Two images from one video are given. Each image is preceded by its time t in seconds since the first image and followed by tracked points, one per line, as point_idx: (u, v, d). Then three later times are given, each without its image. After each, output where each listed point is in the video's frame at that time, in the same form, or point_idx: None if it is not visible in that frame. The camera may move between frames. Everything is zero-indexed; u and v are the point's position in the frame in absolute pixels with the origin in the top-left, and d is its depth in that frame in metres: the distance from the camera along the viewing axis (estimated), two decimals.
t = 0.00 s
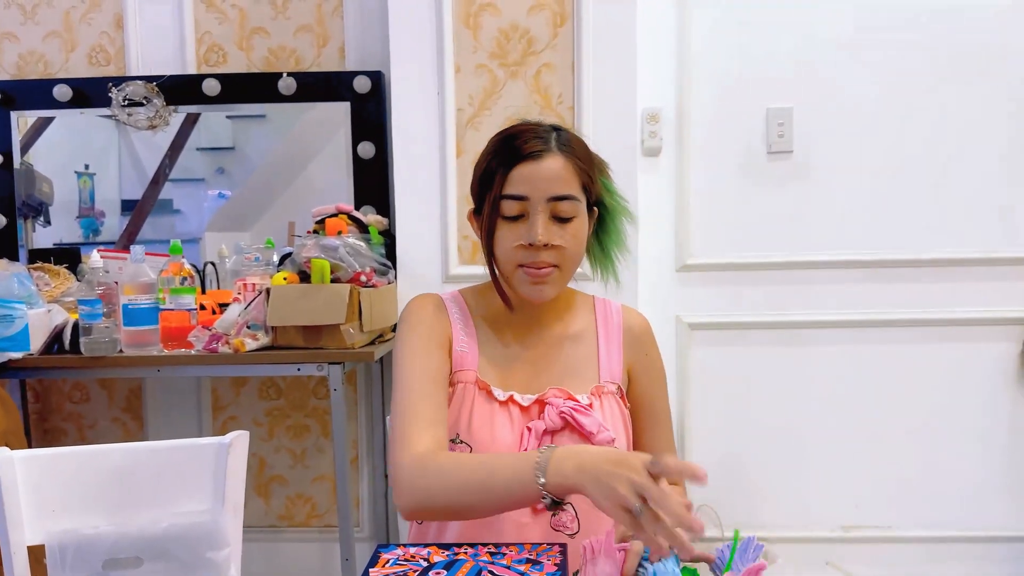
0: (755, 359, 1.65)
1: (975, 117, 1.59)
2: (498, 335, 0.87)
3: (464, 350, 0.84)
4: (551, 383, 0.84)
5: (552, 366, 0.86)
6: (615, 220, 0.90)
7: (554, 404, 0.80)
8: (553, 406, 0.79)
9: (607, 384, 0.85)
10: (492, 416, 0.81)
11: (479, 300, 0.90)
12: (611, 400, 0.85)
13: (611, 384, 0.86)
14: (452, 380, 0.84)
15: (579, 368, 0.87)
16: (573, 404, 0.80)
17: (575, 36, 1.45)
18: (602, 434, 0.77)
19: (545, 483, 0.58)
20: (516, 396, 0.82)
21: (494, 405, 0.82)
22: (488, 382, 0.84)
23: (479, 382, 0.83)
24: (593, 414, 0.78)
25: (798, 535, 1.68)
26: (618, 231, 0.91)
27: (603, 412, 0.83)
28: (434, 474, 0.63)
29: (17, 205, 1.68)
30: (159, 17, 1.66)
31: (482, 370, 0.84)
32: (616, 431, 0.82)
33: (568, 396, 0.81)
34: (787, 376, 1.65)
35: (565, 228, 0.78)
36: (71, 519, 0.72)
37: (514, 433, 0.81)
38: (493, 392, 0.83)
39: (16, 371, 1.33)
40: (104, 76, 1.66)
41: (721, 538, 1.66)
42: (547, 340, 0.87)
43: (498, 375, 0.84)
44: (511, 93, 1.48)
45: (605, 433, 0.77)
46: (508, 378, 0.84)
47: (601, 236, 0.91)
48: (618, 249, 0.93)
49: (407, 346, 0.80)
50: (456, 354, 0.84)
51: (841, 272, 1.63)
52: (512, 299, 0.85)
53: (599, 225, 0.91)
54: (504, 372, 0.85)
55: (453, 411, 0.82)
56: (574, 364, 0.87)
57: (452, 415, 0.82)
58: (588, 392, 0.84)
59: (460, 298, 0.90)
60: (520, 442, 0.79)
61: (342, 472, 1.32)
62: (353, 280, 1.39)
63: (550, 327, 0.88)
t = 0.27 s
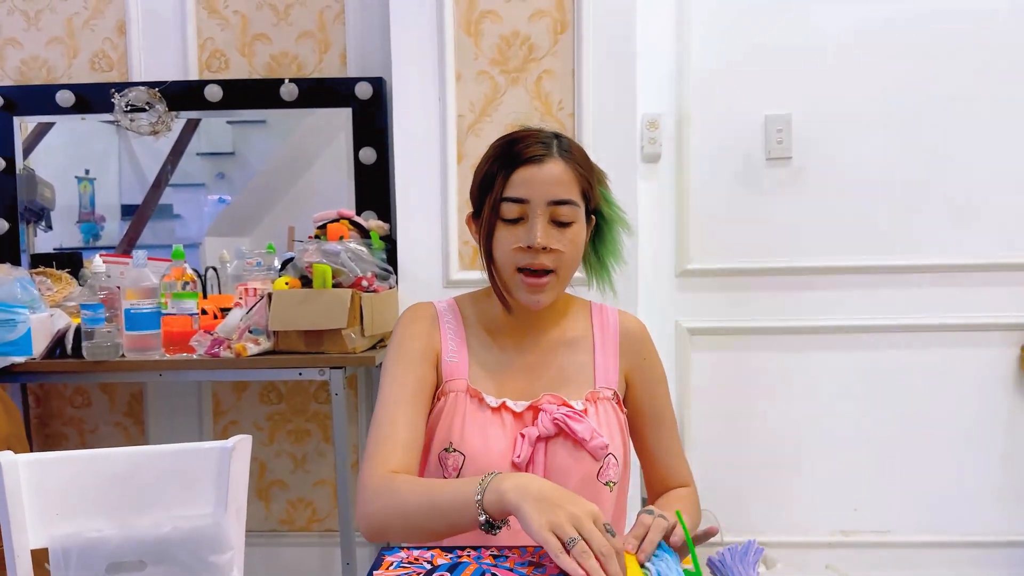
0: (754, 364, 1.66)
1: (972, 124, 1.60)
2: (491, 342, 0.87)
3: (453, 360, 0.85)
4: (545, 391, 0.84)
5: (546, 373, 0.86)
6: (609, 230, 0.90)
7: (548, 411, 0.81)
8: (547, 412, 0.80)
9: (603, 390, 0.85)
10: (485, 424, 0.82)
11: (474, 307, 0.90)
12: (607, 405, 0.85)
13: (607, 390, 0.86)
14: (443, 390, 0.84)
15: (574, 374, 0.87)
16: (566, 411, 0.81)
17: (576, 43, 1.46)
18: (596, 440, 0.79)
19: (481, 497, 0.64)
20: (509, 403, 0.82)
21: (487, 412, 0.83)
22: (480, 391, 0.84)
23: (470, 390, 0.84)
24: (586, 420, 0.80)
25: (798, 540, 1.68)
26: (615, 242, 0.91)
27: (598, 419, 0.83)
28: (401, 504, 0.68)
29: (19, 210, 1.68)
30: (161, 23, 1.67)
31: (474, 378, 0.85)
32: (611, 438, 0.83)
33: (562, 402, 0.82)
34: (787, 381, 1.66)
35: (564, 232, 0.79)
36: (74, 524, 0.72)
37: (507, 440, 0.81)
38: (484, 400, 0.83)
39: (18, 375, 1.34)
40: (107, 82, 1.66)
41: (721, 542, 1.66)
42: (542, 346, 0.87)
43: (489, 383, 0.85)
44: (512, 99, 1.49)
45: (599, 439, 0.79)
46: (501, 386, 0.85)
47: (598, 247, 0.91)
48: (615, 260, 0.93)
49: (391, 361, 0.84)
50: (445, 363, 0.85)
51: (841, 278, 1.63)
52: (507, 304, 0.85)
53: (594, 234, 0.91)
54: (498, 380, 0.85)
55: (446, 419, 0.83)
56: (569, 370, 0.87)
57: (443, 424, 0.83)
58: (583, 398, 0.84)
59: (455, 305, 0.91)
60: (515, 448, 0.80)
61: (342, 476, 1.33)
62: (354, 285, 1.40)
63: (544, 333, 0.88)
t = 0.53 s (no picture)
0: (753, 370, 1.66)
1: (970, 131, 1.61)
2: (494, 347, 0.88)
3: (456, 364, 0.86)
4: (546, 397, 0.85)
5: (548, 378, 0.86)
6: (606, 231, 0.91)
7: (549, 416, 0.81)
8: (548, 418, 0.81)
9: (604, 396, 0.86)
10: (487, 429, 0.82)
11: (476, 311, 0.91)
12: (607, 412, 0.86)
13: (607, 396, 0.87)
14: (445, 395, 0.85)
15: (575, 379, 0.87)
16: (567, 417, 0.81)
17: (576, 51, 1.47)
18: (597, 447, 0.80)
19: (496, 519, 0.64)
20: (510, 408, 0.83)
21: (488, 417, 0.83)
22: (483, 396, 0.85)
23: (472, 395, 0.84)
24: (587, 427, 0.81)
25: (797, 545, 1.68)
26: (612, 241, 0.92)
27: (598, 426, 0.84)
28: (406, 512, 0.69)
29: (20, 215, 1.69)
30: (163, 30, 1.68)
31: (476, 383, 0.85)
32: (611, 446, 0.84)
33: (564, 408, 0.83)
34: (785, 387, 1.67)
35: (563, 238, 0.79)
36: (75, 529, 0.73)
37: (508, 446, 0.82)
38: (486, 405, 0.84)
39: (18, 380, 1.34)
40: (108, 88, 1.67)
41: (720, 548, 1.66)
42: (544, 351, 0.88)
43: (492, 388, 0.85)
44: (512, 106, 1.50)
45: (600, 445, 0.80)
46: (503, 391, 0.85)
47: (595, 246, 0.92)
48: (613, 259, 0.94)
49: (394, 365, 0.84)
50: (447, 367, 0.86)
51: (839, 283, 1.64)
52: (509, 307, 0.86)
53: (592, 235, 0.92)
54: (499, 383, 0.86)
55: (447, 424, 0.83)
56: (569, 375, 0.87)
57: (446, 428, 0.83)
58: (584, 404, 0.85)
59: (458, 308, 0.92)
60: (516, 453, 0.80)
61: (342, 481, 1.33)
62: (355, 290, 1.40)
63: (546, 338, 0.88)
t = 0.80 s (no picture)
0: (754, 374, 1.66)
1: (970, 136, 1.61)
2: (506, 343, 0.88)
3: (469, 359, 0.86)
4: (556, 400, 0.85)
5: (557, 381, 0.86)
6: (615, 226, 0.91)
7: (558, 420, 0.81)
8: (557, 421, 0.80)
9: (614, 403, 0.86)
10: (496, 428, 0.83)
11: (492, 308, 0.91)
12: (617, 420, 0.85)
13: (618, 403, 0.87)
14: (456, 387, 0.85)
15: (585, 385, 0.87)
16: (576, 421, 0.81)
17: (576, 55, 1.48)
18: (604, 454, 0.77)
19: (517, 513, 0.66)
20: (520, 408, 0.84)
21: (498, 415, 0.84)
22: (494, 393, 0.85)
23: (483, 391, 0.85)
24: (596, 432, 0.79)
25: (798, 549, 1.68)
26: (621, 237, 0.92)
27: (607, 432, 0.84)
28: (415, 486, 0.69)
29: (22, 220, 1.69)
30: (165, 36, 1.69)
31: (488, 379, 0.86)
32: (619, 453, 0.83)
33: (573, 412, 0.82)
34: (786, 391, 1.67)
35: (569, 239, 0.79)
36: (77, 531, 0.73)
37: (517, 445, 0.82)
38: (497, 403, 0.84)
39: (19, 384, 1.34)
40: (110, 93, 1.68)
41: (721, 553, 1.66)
42: (555, 354, 0.88)
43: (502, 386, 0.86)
44: (513, 111, 1.50)
45: (609, 451, 0.78)
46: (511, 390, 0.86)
47: (604, 244, 0.92)
48: (623, 256, 0.94)
49: (407, 358, 0.85)
50: (460, 360, 0.86)
51: (840, 288, 1.64)
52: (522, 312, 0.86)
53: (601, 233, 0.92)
54: (510, 382, 0.86)
55: (456, 419, 0.84)
56: (579, 380, 0.87)
57: (456, 422, 0.84)
58: (594, 410, 0.85)
59: (476, 305, 0.92)
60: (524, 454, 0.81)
61: (343, 485, 1.33)
62: (356, 294, 1.40)
63: (558, 342, 0.88)
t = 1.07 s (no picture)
0: (756, 376, 1.66)
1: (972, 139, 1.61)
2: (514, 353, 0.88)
3: (469, 375, 0.87)
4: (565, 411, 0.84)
5: (568, 392, 0.86)
6: (638, 243, 0.91)
7: (566, 431, 0.81)
8: (565, 433, 0.81)
9: (625, 416, 0.86)
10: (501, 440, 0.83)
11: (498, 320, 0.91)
12: (627, 433, 0.85)
13: (629, 416, 0.86)
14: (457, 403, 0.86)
15: (594, 397, 0.86)
16: (585, 433, 0.81)
17: (578, 58, 1.48)
18: (612, 467, 0.79)
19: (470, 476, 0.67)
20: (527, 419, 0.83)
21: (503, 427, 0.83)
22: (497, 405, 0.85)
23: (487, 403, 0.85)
24: (604, 445, 0.80)
25: (801, 553, 1.68)
26: (645, 255, 0.92)
27: (615, 445, 0.84)
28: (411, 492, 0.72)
29: (25, 223, 1.69)
30: (167, 39, 1.69)
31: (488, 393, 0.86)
32: (628, 467, 0.83)
33: (582, 424, 0.82)
34: (788, 394, 1.67)
35: (574, 241, 0.78)
36: (80, 533, 0.73)
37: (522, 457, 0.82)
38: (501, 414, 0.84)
39: (22, 387, 1.34)
40: (112, 97, 1.68)
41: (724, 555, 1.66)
42: (566, 365, 0.87)
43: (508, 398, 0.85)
44: (514, 114, 1.50)
45: (616, 465, 0.79)
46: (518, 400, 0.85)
47: (627, 260, 0.92)
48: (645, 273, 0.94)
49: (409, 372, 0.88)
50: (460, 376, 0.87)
51: (842, 290, 1.64)
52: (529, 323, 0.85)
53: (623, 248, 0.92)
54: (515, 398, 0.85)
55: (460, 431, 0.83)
56: (589, 393, 0.86)
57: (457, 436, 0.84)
58: (604, 423, 0.85)
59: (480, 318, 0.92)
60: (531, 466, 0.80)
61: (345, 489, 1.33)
62: (358, 297, 1.41)
63: (568, 353, 0.87)
